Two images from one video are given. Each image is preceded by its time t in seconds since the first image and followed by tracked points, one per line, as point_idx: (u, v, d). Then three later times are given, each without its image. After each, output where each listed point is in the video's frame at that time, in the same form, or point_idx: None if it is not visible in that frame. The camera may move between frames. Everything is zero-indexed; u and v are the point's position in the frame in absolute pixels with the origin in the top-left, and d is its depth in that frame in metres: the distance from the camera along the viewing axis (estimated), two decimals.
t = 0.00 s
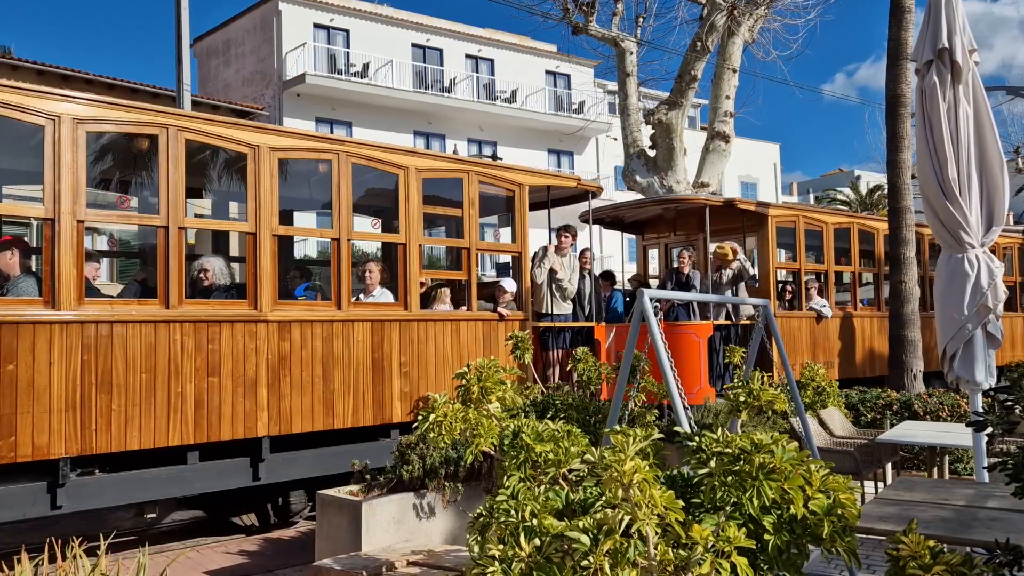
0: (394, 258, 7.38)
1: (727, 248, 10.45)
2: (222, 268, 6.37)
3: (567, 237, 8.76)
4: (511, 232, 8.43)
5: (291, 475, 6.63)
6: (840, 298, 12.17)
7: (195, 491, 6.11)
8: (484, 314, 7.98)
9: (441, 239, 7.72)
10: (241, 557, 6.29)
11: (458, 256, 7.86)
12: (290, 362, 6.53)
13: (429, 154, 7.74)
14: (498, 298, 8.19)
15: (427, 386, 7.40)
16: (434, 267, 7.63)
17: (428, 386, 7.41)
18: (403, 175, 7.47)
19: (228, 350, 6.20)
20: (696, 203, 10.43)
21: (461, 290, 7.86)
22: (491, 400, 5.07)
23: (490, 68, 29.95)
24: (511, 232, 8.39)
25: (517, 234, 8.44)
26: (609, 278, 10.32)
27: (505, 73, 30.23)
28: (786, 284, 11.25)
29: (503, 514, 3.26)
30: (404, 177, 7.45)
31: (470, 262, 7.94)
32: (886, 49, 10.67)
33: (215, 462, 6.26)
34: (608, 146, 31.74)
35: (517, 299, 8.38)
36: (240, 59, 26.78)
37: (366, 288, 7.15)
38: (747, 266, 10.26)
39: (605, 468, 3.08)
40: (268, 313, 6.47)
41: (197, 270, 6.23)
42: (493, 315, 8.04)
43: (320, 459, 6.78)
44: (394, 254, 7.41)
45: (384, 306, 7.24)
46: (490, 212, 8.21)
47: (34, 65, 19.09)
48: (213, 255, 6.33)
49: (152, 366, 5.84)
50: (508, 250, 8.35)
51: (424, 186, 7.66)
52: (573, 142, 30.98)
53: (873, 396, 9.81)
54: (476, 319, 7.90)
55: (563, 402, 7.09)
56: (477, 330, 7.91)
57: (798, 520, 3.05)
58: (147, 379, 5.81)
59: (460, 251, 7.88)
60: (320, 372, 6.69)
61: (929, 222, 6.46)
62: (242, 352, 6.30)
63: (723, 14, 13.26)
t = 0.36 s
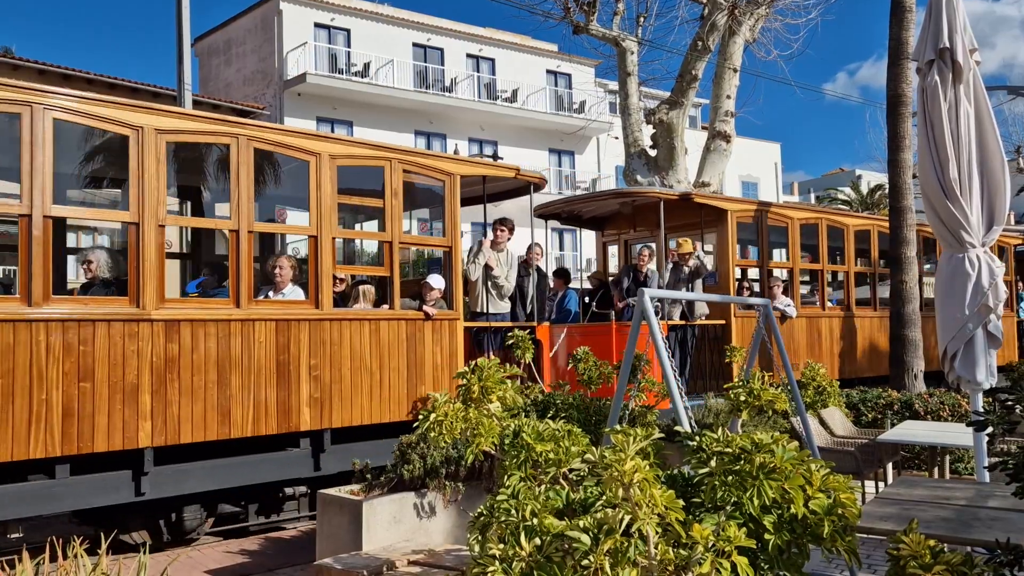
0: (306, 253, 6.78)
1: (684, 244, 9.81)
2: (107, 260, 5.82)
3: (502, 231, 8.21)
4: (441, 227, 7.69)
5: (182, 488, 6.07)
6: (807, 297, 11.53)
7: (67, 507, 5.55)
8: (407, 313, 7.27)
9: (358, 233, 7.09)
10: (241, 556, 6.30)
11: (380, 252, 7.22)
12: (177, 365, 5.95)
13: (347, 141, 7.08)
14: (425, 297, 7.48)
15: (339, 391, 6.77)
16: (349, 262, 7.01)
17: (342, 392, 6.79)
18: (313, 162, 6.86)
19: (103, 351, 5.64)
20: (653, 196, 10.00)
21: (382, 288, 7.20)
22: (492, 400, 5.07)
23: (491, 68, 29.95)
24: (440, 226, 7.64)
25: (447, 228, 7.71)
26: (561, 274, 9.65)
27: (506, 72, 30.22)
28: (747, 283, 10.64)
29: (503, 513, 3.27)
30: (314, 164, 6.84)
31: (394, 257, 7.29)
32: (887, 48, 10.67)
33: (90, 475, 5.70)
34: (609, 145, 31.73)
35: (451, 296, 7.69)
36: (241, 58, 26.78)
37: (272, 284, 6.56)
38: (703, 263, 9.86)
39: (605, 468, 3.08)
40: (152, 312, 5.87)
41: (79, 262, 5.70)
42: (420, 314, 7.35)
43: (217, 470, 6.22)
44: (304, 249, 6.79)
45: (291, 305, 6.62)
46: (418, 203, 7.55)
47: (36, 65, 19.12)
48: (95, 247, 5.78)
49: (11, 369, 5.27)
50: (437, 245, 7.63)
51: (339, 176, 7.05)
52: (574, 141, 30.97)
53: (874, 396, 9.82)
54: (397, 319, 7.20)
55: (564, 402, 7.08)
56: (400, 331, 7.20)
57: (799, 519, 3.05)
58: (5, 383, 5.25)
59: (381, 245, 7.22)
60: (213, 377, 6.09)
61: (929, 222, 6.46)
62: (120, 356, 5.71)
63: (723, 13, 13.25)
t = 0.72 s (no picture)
0: (209, 248, 6.43)
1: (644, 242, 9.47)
2: None
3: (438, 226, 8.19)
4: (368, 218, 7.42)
5: (63, 503, 5.67)
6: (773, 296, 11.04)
7: None
8: (328, 312, 6.99)
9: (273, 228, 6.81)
10: (242, 557, 6.30)
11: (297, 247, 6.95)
12: (57, 369, 5.58)
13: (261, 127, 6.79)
14: (351, 297, 7.31)
15: (246, 395, 6.44)
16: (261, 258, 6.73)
17: (253, 396, 6.48)
18: (218, 151, 6.52)
19: None
20: (606, 188, 9.76)
21: (300, 286, 6.95)
22: (493, 400, 5.04)
23: (492, 68, 29.96)
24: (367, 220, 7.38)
25: (374, 221, 7.42)
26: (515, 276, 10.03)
27: (507, 72, 30.23)
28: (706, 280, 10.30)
29: (504, 514, 3.27)
30: (218, 154, 6.51)
31: (311, 253, 7.01)
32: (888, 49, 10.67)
33: None
34: (610, 145, 31.73)
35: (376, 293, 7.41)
36: (242, 59, 26.78)
37: (175, 282, 6.23)
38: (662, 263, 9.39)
39: (605, 468, 3.08)
40: (29, 312, 5.50)
41: None
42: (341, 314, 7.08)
43: (105, 482, 5.84)
44: (212, 246, 6.45)
45: (195, 303, 6.30)
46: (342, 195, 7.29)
47: (37, 65, 19.16)
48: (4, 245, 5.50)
49: None
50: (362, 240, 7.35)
51: (248, 165, 6.71)
52: (575, 142, 30.97)
53: (875, 397, 9.83)
54: (316, 318, 6.91)
55: (565, 402, 7.09)
56: (317, 331, 6.91)
57: (800, 520, 3.05)
58: None
59: (299, 240, 6.97)
60: (100, 381, 5.74)
61: (930, 222, 6.45)
62: None
63: (724, 14, 13.25)
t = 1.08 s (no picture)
0: (84, 244, 5.77)
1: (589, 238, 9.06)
2: None
3: (358, 218, 7.40)
4: (275, 209, 6.76)
5: None
6: (734, 294, 10.54)
7: None
8: (227, 312, 6.33)
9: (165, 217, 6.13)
10: (243, 557, 6.30)
11: (190, 240, 6.27)
12: None
13: (149, 109, 6.11)
14: (254, 298, 6.58)
15: (125, 403, 5.79)
16: (147, 252, 6.01)
17: (137, 402, 5.85)
18: (99, 132, 5.86)
19: None
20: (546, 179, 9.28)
21: (198, 283, 6.29)
22: (495, 400, 5.05)
23: (493, 68, 29.97)
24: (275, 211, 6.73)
25: (281, 212, 6.78)
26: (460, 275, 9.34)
27: (508, 73, 30.23)
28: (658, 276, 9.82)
29: (506, 515, 3.27)
30: (99, 135, 5.85)
31: (209, 246, 6.34)
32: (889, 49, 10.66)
33: None
34: (611, 146, 31.73)
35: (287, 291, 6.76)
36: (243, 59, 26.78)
37: (46, 277, 5.58)
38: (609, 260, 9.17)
39: (607, 468, 3.08)
40: None
41: None
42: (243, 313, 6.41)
43: None
44: (88, 239, 5.81)
45: (69, 301, 5.65)
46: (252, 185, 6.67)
47: (38, 65, 19.17)
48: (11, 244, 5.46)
49: None
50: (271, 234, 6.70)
51: (137, 149, 6.06)
52: (576, 142, 30.97)
53: (876, 397, 9.83)
54: (212, 319, 6.25)
55: (566, 402, 7.09)
56: (215, 332, 6.26)
57: (802, 520, 3.05)
58: None
59: (194, 232, 6.27)
60: None
61: (931, 222, 6.46)
62: None
63: (726, 14, 13.25)
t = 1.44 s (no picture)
0: None
1: (530, 231, 8.78)
2: None
3: (262, 209, 7.10)
4: (166, 198, 6.26)
5: None
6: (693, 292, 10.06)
7: None
8: (104, 311, 5.82)
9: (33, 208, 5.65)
10: (244, 557, 6.31)
11: (63, 232, 5.78)
12: None
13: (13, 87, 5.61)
14: (139, 296, 6.09)
15: None
16: (10, 244, 5.55)
17: None
18: None
19: None
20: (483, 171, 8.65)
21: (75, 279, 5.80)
22: (495, 401, 5.05)
23: (494, 69, 29.98)
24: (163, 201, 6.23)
25: (173, 202, 6.28)
26: (394, 272, 9.15)
27: (508, 73, 30.25)
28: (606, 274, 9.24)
29: (506, 515, 3.28)
30: None
31: (84, 240, 5.83)
32: (889, 49, 10.67)
33: None
34: (611, 146, 31.72)
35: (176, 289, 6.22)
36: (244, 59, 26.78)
37: None
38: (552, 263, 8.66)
39: (608, 469, 3.08)
40: None
41: None
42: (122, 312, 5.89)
43: None
44: None
45: None
46: (136, 171, 6.16)
47: (38, 65, 19.20)
48: None
49: None
50: (158, 225, 6.22)
51: None
52: (576, 142, 30.96)
53: (876, 397, 9.84)
54: (87, 318, 5.74)
55: (567, 402, 7.10)
56: (92, 333, 5.76)
57: (802, 520, 3.05)
58: None
59: (68, 225, 5.79)
60: None
61: (931, 222, 6.46)
62: None
63: (726, 15, 13.26)
